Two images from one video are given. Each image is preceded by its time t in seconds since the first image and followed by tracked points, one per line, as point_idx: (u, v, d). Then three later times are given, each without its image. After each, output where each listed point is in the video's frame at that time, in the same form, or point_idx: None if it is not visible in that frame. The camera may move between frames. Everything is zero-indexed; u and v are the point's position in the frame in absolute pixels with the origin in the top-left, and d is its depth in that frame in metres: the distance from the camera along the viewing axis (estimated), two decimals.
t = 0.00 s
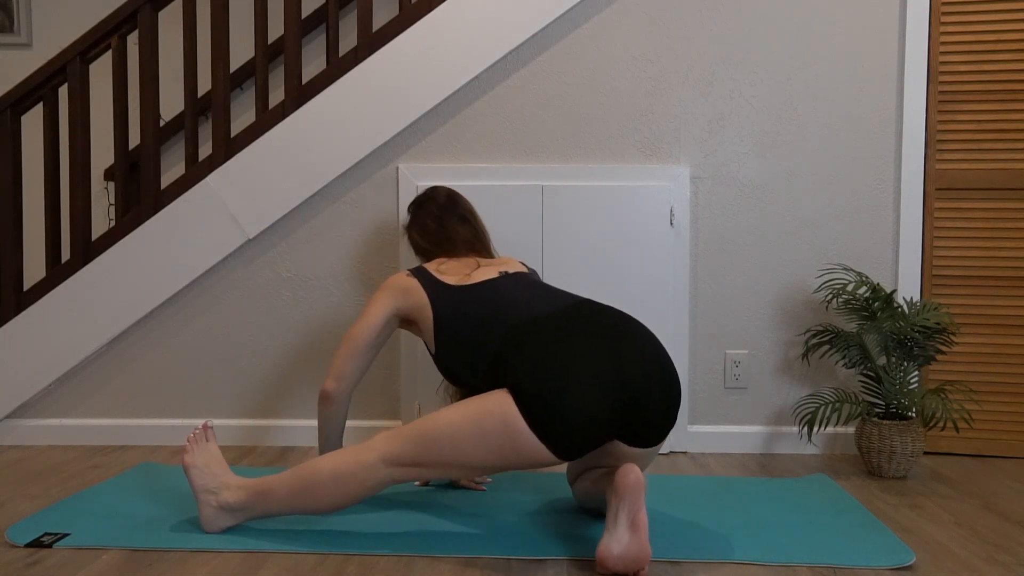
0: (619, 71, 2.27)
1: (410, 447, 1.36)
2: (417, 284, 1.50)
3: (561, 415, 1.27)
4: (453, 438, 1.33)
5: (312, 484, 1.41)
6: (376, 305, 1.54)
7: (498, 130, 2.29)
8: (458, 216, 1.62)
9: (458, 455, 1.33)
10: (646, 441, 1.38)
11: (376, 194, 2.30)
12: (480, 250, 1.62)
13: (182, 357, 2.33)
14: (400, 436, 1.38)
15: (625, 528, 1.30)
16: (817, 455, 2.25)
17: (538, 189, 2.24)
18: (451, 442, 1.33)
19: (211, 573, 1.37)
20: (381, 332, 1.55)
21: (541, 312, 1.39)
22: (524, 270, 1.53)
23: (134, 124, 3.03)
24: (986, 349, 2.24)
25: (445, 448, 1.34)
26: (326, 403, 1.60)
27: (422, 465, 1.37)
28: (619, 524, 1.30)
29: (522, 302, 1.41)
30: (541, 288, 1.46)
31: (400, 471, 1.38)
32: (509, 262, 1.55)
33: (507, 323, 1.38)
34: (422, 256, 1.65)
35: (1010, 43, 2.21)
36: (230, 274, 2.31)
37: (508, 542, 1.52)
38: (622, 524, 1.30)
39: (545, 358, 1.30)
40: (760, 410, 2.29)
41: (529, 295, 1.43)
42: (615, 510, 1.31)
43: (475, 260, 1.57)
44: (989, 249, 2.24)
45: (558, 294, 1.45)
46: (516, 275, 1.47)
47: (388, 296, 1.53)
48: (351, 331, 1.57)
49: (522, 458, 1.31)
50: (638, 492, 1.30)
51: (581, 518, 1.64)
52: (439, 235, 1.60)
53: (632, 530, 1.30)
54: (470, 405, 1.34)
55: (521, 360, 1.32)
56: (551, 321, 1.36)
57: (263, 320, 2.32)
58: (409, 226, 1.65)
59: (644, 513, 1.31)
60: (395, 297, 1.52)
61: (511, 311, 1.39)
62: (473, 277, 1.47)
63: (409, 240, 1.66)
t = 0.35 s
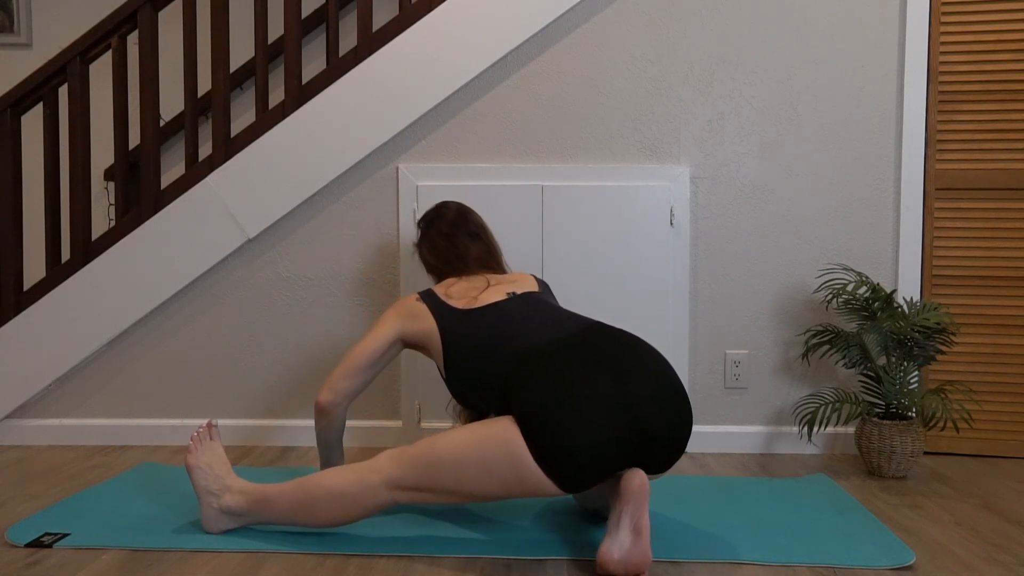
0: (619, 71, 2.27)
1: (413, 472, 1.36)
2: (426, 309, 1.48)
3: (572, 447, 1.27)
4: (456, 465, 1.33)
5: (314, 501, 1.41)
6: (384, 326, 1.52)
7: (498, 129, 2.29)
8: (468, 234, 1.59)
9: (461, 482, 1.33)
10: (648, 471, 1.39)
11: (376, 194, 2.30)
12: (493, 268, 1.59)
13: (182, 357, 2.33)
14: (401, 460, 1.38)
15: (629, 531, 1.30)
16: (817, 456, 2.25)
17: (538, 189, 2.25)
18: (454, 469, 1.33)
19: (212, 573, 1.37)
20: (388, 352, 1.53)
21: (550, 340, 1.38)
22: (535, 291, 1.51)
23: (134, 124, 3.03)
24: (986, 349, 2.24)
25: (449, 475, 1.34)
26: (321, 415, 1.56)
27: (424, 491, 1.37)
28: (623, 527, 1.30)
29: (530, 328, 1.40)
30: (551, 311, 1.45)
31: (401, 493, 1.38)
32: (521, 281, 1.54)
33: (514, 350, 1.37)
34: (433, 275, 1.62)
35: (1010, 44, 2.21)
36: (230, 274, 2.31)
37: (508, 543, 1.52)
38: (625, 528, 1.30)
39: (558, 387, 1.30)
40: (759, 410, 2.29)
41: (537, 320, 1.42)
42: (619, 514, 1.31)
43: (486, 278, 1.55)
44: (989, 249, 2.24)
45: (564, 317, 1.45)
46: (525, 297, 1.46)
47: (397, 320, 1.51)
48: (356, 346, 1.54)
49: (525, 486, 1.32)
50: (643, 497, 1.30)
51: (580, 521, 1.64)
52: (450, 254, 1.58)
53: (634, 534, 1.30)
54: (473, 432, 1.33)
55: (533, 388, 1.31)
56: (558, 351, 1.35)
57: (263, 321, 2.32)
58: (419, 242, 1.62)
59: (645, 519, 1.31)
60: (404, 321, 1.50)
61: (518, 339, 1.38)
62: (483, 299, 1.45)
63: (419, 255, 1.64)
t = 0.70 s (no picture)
0: (619, 71, 2.27)
1: (413, 475, 1.36)
2: (424, 309, 1.47)
3: (574, 453, 1.26)
4: (456, 468, 1.33)
5: (315, 502, 1.42)
6: (382, 328, 1.51)
7: (498, 129, 2.29)
8: (469, 232, 1.58)
9: (460, 483, 1.33)
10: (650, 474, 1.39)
11: (376, 194, 2.30)
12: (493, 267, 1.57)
13: (182, 357, 2.33)
14: (402, 462, 1.38)
15: (629, 532, 1.30)
16: (817, 455, 2.25)
17: (538, 189, 2.24)
18: (454, 471, 1.33)
19: (212, 573, 1.37)
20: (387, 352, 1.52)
21: (550, 342, 1.37)
22: (534, 290, 1.49)
23: (134, 124, 3.03)
24: (986, 349, 2.24)
25: (448, 477, 1.34)
26: (319, 416, 1.56)
27: (424, 493, 1.37)
28: (623, 528, 1.30)
29: (529, 329, 1.39)
30: (550, 311, 1.44)
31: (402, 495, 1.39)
32: (519, 280, 1.52)
33: (514, 353, 1.36)
34: (432, 275, 1.60)
35: (1009, 43, 2.21)
36: (230, 274, 2.31)
37: (508, 544, 1.52)
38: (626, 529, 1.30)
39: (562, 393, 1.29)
40: (759, 410, 2.29)
41: (536, 320, 1.41)
42: (620, 515, 1.31)
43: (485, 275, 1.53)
44: (989, 249, 2.24)
45: (563, 317, 1.43)
46: (523, 296, 1.45)
47: (394, 321, 1.51)
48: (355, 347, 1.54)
49: (524, 488, 1.31)
50: (644, 498, 1.30)
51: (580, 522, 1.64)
52: (450, 253, 1.56)
53: (634, 535, 1.30)
54: (472, 434, 1.34)
55: (535, 393, 1.30)
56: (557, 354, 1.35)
57: (263, 321, 2.32)
58: (419, 241, 1.61)
59: (646, 519, 1.30)
60: (402, 320, 1.50)
61: (518, 341, 1.37)
62: (481, 299, 1.44)
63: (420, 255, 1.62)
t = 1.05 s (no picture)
0: (619, 71, 2.27)
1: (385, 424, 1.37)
2: (399, 270, 1.49)
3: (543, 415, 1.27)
4: (428, 419, 1.33)
5: (289, 452, 1.41)
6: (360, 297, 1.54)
7: (497, 129, 2.29)
8: (443, 203, 1.62)
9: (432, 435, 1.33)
10: (625, 440, 1.38)
11: (376, 194, 2.30)
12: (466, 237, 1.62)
13: (181, 357, 2.33)
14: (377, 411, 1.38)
15: (623, 528, 1.30)
16: (817, 455, 2.25)
17: (538, 189, 2.24)
18: (427, 422, 1.33)
19: (212, 573, 1.37)
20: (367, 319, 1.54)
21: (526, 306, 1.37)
22: (510, 261, 1.52)
23: (134, 124, 3.03)
24: (986, 349, 2.24)
25: (420, 428, 1.34)
26: (319, 397, 1.60)
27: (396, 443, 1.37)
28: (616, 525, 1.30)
29: (506, 295, 1.39)
30: (529, 280, 1.45)
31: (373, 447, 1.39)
32: (494, 251, 1.54)
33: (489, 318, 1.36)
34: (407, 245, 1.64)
35: (1009, 43, 2.21)
36: (230, 274, 2.31)
37: (508, 543, 1.52)
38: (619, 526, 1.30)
39: (540, 356, 1.29)
40: (759, 410, 2.29)
41: (514, 287, 1.41)
42: (610, 513, 1.31)
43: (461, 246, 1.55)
44: (990, 249, 2.24)
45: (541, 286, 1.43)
46: (500, 265, 1.47)
47: (370, 286, 1.53)
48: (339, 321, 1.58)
49: (496, 442, 1.31)
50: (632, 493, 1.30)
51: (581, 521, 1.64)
52: (425, 223, 1.60)
53: (628, 531, 1.30)
54: (449, 388, 1.34)
55: (508, 356, 1.30)
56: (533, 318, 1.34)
57: (262, 320, 2.32)
58: (394, 212, 1.64)
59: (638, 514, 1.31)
60: (378, 286, 1.52)
61: (494, 305, 1.37)
62: (458, 265, 1.46)
63: (394, 228, 1.66)
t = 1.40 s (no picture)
0: (619, 71, 2.27)
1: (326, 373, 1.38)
2: (348, 244, 1.51)
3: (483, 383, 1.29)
4: (369, 373, 1.35)
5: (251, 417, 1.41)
6: (319, 278, 1.58)
7: (498, 130, 2.29)
8: (398, 180, 1.63)
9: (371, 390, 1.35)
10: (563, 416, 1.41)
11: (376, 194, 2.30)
12: (417, 215, 1.64)
13: (180, 357, 2.33)
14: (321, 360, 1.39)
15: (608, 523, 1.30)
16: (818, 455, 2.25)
17: (538, 189, 2.24)
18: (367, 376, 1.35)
19: (211, 573, 1.37)
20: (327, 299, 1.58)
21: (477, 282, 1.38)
22: (461, 239, 1.53)
23: (134, 124, 3.03)
24: (986, 349, 2.24)
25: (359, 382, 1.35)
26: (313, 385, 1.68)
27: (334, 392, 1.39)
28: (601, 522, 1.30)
29: (459, 271, 1.40)
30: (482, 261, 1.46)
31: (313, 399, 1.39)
32: (446, 231, 1.55)
33: (439, 290, 1.37)
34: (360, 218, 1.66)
35: (1009, 43, 2.21)
36: (230, 274, 2.31)
37: (508, 543, 1.52)
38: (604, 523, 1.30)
39: (486, 328, 1.31)
40: (760, 410, 2.28)
41: (467, 265, 1.42)
42: (592, 514, 1.31)
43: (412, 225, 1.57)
44: (990, 249, 2.24)
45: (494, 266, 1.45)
46: (450, 242, 1.48)
47: (324, 263, 1.56)
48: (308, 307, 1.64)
49: (437, 411, 1.34)
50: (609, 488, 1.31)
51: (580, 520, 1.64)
52: (378, 199, 1.62)
53: (614, 526, 1.30)
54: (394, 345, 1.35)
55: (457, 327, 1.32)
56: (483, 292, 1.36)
57: (261, 319, 2.32)
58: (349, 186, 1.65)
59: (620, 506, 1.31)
60: (331, 264, 1.55)
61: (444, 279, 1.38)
62: (406, 239, 1.47)
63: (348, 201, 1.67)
